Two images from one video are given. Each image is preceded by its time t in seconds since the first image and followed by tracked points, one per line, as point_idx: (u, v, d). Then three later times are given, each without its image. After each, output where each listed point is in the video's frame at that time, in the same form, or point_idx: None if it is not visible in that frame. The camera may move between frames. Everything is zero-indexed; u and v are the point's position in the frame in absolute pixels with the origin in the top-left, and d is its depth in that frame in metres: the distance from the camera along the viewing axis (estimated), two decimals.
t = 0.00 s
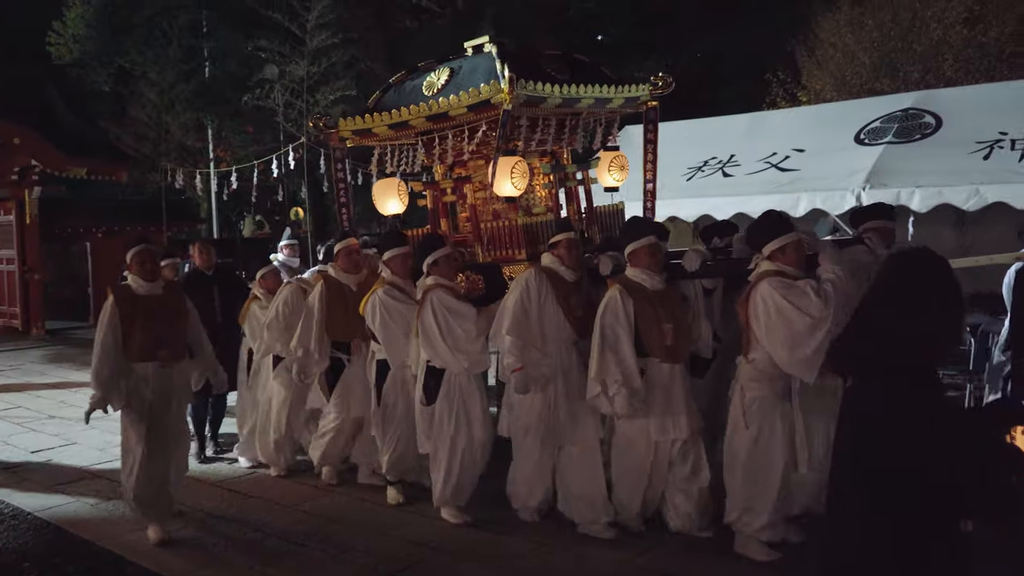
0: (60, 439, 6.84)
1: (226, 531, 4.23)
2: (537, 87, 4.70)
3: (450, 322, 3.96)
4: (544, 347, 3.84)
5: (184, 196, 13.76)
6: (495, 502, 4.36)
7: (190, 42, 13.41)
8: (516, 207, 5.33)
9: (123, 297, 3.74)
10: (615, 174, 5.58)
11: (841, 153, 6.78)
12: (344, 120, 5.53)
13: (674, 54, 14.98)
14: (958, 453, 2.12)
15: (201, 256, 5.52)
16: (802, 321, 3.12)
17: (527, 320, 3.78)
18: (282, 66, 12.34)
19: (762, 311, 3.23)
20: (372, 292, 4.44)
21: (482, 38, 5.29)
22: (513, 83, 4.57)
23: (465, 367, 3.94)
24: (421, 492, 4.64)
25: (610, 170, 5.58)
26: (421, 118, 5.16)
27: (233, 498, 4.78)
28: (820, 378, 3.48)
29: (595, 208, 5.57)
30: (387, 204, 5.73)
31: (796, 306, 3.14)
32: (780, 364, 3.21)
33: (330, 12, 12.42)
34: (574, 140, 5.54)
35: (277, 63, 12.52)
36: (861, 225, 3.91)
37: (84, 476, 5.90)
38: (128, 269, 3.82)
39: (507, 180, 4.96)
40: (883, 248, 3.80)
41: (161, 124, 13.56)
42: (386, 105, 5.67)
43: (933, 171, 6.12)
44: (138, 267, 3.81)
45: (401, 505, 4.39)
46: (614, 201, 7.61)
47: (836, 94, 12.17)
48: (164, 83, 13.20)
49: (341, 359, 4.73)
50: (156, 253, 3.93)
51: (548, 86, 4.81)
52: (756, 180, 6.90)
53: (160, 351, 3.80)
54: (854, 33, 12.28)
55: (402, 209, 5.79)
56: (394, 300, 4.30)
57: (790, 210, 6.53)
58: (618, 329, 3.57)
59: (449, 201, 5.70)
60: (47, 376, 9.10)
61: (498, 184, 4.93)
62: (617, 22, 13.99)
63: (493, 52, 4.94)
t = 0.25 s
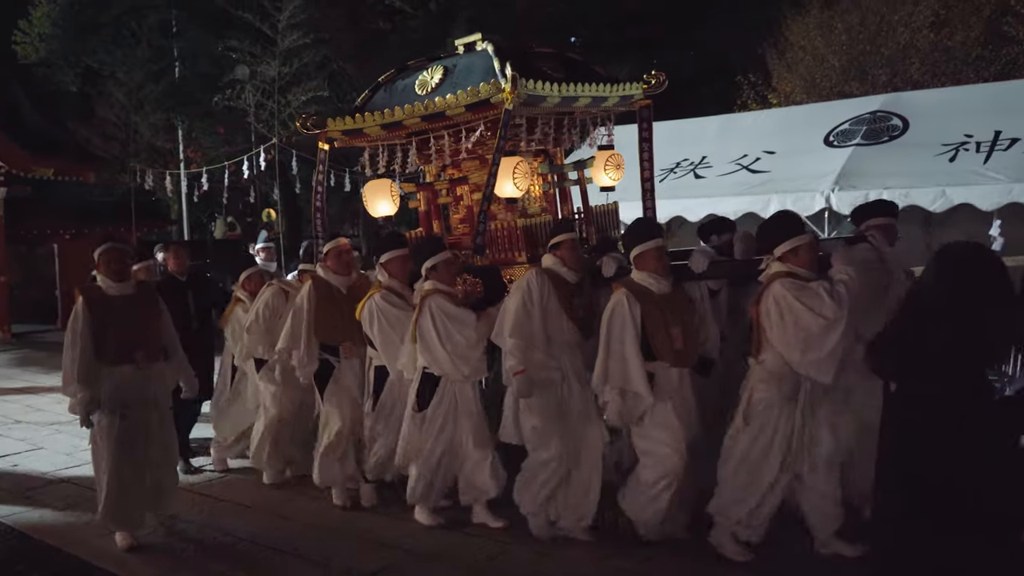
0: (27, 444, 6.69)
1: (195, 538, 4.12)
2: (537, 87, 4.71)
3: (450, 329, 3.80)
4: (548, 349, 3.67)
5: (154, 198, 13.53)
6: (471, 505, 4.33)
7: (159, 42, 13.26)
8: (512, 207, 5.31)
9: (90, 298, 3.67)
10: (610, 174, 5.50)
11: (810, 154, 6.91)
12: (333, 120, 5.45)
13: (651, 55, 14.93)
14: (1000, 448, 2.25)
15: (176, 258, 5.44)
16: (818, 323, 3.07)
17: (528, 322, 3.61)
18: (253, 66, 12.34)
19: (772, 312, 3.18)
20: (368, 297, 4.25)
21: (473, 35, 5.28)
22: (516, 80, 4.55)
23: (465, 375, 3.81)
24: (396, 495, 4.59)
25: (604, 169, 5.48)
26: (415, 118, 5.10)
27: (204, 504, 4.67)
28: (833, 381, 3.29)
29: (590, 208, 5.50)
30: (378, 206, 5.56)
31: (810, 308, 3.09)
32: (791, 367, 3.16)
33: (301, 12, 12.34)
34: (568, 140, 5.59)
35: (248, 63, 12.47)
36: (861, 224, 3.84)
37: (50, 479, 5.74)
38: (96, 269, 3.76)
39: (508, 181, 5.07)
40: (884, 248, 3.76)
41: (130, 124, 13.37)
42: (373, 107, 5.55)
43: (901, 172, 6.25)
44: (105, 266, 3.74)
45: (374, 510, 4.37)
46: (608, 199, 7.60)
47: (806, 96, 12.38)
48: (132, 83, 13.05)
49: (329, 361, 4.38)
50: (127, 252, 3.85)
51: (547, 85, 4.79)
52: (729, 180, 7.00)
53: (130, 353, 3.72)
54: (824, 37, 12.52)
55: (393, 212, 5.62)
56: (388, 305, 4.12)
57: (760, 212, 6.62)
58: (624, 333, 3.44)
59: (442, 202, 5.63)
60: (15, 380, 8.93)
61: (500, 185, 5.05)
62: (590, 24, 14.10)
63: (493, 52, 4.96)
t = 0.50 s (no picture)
0: None
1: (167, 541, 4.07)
2: (537, 82, 4.65)
3: (451, 327, 3.79)
4: (550, 351, 3.65)
5: (125, 199, 13.33)
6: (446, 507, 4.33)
7: (131, 41, 13.18)
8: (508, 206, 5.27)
9: (68, 305, 3.62)
10: (605, 173, 5.56)
11: (783, 156, 7.02)
12: (323, 116, 5.38)
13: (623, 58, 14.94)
14: None
15: (154, 260, 5.36)
16: (834, 327, 3.14)
17: (530, 324, 3.59)
18: (227, 66, 12.29)
19: (786, 316, 3.23)
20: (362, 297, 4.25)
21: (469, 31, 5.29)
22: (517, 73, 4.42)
23: (468, 373, 3.75)
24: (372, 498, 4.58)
25: (600, 168, 5.55)
26: (411, 114, 5.06)
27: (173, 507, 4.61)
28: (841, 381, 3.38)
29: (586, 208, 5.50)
30: (371, 204, 5.56)
31: (821, 311, 3.16)
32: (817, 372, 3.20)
33: (276, 12, 12.32)
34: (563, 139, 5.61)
35: (222, 63, 12.42)
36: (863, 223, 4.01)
37: (19, 484, 5.65)
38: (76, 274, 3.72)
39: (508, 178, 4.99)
40: (888, 246, 3.92)
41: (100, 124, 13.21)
42: (364, 103, 5.53)
43: (873, 175, 6.36)
44: (84, 270, 3.68)
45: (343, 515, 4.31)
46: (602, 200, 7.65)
47: (778, 98, 12.57)
48: (103, 82, 12.90)
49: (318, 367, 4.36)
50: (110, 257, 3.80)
51: (548, 82, 4.75)
52: (704, 183, 7.09)
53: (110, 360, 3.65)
54: (795, 41, 12.75)
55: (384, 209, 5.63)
56: (382, 305, 4.14)
57: (734, 214, 6.72)
58: (632, 335, 3.42)
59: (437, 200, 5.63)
60: None
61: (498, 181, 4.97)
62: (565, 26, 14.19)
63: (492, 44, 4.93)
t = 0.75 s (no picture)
0: None
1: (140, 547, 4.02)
2: (537, 78, 4.70)
3: (447, 331, 3.71)
4: (552, 357, 3.64)
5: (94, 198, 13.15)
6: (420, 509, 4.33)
7: (102, 39, 13.02)
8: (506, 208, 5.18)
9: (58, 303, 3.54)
10: (598, 176, 5.62)
11: (752, 162, 7.10)
12: (315, 111, 5.39)
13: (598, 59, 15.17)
14: None
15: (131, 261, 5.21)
16: (841, 339, 3.12)
17: (535, 327, 3.61)
18: (200, 65, 12.19)
19: (794, 328, 3.20)
20: (350, 300, 4.22)
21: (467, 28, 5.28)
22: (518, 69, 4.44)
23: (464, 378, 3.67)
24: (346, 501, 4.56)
25: (593, 171, 5.61)
26: (405, 111, 5.08)
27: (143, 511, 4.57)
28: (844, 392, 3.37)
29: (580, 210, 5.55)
30: (362, 204, 5.63)
31: (830, 323, 3.14)
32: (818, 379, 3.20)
33: (248, 11, 12.30)
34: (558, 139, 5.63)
35: (194, 62, 12.30)
36: (863, 228, 3.99)
37: None
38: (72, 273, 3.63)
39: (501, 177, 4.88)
40: (888, 251, 3.90)
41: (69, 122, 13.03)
42: (357, 99, 5.53)
43: (842, 179, 6.46)
44: (79, 269, 3.59)
45: (317, 517, 4.31)
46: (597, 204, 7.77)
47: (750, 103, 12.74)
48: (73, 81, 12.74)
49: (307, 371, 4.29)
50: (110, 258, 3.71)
51: (547, 79, 4.80)
52: (675, 186, 7.18)
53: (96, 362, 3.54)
54: (767, 45, 12.94)
55: (376, 209, 5.69)
56: (373, 308, 4.09)
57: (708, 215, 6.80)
58: (639, 342, 3.43)
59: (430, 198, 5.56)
60: None
61: (488, 179, 4.85)
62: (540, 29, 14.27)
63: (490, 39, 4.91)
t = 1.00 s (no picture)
0: None
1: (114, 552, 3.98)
2: (535, 75, 4.71)
3: (443, 333, 3.68)
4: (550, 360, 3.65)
5: (62, 198, 12.92)
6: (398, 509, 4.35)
7: (70, 36, 12.78)
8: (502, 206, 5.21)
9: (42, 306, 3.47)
10: (596, 174, 5.61)
11: (724, 165, 7.20)
12: (305, 107, 5.38)
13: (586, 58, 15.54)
14: None
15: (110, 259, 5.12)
16: (849, 338, 3.17)
17: (529, 330, 3.60)
18: (170, 65, 11.95)
19: (802, 324, 3.24)
20: (339, 301, 4.18)
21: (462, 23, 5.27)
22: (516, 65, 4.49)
23: (461, 384, 3.64)
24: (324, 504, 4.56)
25: (591, 169, 5.60)
26: (400, 108, 5.07)
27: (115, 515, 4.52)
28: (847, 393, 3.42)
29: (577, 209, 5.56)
30: (353, 201, 5.61)
31: (839, 321, 3.17)
32: (827, 382, 3.22)
33: (220, 10, 12.14)
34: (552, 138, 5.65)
35: (165, 61, 12.10)
36: (867, 228, 4.08)
37: None
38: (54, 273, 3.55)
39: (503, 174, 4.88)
40: (890, 251, 3.99)
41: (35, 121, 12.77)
42: (349, 94, 5.52)
43: (812, 182, 6.59)
44: (63, 268, 3.51)
45: (291, 521, 4.31)
46: (594, 204, 7.87)
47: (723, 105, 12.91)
48: (40, 79, 12.50)
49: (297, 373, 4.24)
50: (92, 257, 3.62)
51: (544, 76, 4.80)
52: (648, 188, 7.25)
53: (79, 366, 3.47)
54: (739, 49, 13.10)
55: (366, 206, 5.68)
56: (365, 310, 4.07)
57: (679, 218, 6.90)
58: (639, 345, 3.47)
59: (423, 197, 5.55)
60: None
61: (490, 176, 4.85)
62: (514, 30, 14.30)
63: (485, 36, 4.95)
